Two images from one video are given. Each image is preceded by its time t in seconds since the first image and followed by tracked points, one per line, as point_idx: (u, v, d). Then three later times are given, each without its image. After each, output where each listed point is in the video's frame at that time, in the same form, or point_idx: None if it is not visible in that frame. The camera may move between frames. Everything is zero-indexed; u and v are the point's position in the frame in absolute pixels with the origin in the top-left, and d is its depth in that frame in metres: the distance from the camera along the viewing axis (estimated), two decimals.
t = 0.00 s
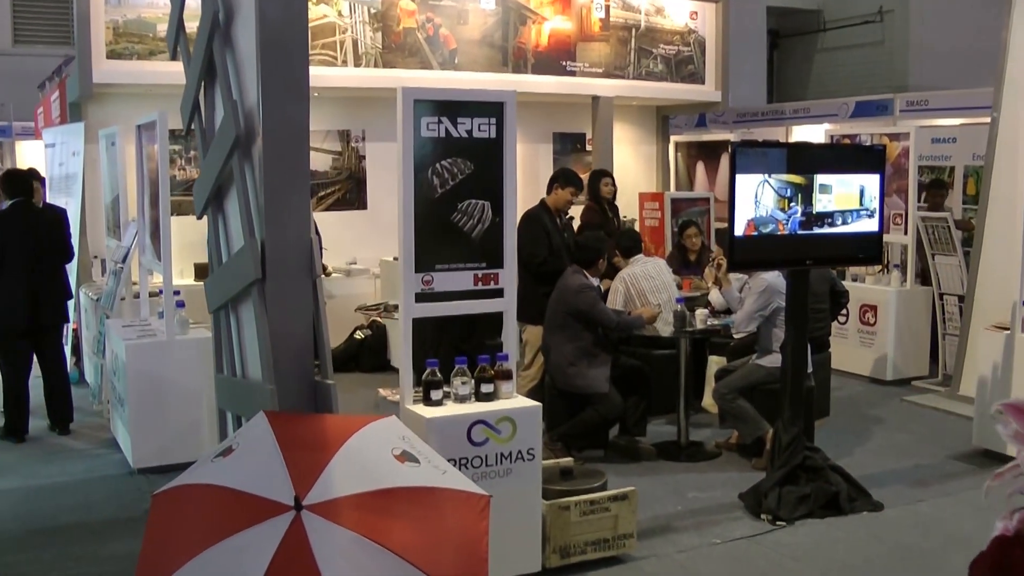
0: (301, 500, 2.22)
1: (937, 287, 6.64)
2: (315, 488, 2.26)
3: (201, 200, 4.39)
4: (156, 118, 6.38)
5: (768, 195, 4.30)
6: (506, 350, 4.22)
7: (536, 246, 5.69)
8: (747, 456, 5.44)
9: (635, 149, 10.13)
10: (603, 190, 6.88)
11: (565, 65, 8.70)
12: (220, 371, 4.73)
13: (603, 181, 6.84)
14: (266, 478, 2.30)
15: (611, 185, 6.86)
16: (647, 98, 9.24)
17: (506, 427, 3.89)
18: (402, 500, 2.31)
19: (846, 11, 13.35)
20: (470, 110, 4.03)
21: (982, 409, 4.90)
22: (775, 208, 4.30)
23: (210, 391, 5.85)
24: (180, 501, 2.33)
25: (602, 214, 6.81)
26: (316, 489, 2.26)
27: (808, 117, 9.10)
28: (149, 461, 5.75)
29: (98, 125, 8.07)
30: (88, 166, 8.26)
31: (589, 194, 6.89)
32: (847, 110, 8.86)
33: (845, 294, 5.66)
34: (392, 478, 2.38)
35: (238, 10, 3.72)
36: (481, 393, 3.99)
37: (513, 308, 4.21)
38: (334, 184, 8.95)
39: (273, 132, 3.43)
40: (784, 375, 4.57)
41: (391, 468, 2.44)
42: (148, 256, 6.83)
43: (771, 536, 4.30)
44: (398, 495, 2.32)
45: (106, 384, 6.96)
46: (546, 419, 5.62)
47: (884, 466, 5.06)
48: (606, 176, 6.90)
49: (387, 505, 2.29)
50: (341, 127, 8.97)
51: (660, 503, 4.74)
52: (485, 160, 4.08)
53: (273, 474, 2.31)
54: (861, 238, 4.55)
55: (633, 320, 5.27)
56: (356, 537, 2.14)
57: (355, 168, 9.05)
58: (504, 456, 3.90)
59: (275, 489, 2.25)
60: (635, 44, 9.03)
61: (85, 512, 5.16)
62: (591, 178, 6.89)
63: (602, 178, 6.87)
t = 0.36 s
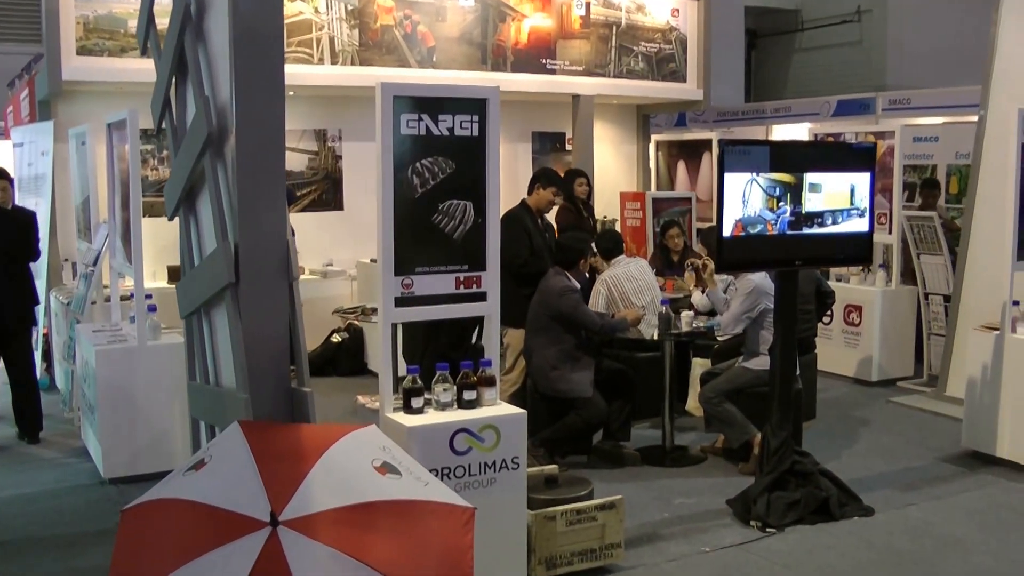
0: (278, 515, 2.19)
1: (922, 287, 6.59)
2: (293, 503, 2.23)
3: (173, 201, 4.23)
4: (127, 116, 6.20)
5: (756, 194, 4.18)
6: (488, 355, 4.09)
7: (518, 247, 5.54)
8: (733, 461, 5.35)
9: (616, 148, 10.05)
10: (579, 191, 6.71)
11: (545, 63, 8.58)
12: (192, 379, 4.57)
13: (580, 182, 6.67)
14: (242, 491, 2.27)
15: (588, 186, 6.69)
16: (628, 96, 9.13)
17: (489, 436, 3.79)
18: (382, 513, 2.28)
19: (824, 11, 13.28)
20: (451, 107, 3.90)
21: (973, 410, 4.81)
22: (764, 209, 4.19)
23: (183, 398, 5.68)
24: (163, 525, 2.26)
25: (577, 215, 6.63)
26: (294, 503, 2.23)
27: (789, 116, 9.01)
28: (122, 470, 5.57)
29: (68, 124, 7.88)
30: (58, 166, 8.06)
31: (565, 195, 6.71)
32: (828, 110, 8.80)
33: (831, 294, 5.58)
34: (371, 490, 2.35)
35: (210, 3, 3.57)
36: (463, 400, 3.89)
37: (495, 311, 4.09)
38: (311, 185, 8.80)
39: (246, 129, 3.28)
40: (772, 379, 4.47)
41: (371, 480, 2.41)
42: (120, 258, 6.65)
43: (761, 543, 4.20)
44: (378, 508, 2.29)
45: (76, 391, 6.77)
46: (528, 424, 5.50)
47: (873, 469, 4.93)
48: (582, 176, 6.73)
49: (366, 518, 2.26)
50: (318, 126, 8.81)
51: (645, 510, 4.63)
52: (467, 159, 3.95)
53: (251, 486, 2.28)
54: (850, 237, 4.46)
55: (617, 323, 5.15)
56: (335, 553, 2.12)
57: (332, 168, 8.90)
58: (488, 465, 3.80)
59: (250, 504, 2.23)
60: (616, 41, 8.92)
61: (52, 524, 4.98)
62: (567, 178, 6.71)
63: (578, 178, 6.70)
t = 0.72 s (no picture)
0: (255, 532, 2.20)
1: (907, 286, 6.54)
2: (270, 521, 2.24)
3: (145, 202, 4.07)
4: (98, 114, 6.04)
5: (745, 194, 4.10)
6: (471, 363, 4.01)
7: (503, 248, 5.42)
8: (719, 465, 5.28)
9: (596, 148, 9.96)
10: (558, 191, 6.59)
11: (525, 61, 8.47)
12: (165, 387, 4.42)
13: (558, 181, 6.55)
14: (218, 508, 2.28)
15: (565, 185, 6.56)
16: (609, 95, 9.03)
17: (473, 444, 3.72)
18: (362, 529, 2.29)
19: (799, 12, 13.22)
20: (434, 104, 3.79)
21: (961, 412, 4.75)
22: (754, 209, 4.11)
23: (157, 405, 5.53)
24: (134, 544, 2.23)
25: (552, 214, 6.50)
26: (272, 521, 2.24)
27: (769, 115, 8.95)
28: (94, 480, 5.41)
29: (37, 123, 7.68)
30: (27, 166, 7.85)
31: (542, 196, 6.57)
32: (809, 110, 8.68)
33: (818, 295, 5.51)
34: (354, 506, 2.36)
35: None
36: (446, 408, 3.81)
37: (479, 315, 3.98)
38: (287, 185, 8.66)
39: (221, 130, 3.15)
40: (761, 382, 4.40)
41: (351, 495, 2.41)
42: (91, 261, 6.48)
43: (751, 550, 4.12)
44: (360, 524, 2.30)
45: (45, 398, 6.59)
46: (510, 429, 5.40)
47: (861, 471, 4.83)
48: (560, 175, 6.60)
49: (348, 537, 2.26)
50: (293, 125, 8.66)
51: (632, 518, 4.54)
52: (450, 158, 3.84)
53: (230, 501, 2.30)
54: (841, 237, 4.39)
55: (602, 325, 5.06)
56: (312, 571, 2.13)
57: (308, 168, 8.75)
58: (471, 474, 3.73)
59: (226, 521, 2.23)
60: (596, 39, 8.83)
61: (20, 536, 4.82)
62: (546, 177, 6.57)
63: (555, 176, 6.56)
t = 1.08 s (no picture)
0: (227, 550, 2.11)
1: (892, 286, 6.48)
2: (243, 538, 2.15)
3: (115, 204, 3.91)
4: (70, 112, 5.89)
5: (732, 194, 4.01)
6: (453, 368, 3.91)
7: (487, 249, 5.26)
8: (705, 469, 5.21)
9: (577, 146, 9.87)
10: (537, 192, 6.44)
11: (506, 59, 8.37)
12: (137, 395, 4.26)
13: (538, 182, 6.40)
14: (189, 522, 2.18)
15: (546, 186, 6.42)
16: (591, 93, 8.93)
17: (456, 453, 3.65)
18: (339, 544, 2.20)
19: (779, 11, 13.15)
20: (414, 102, 3.68)
21: (950, 413, 4.67)
22: (741, 209, 4.02)
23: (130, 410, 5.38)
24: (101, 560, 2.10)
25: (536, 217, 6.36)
26: (245, 538, 2.15)
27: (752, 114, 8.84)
28: (66, 489, 5.26)
29: (8, 122, 7.50)
30: None
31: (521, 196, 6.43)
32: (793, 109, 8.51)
33: (804, 295, 5.44)
34: (331, 519, 2.26)
35: None
36: (427, 416, 3.72)
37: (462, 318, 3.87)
38: (265, 185, 8.52)
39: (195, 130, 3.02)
40: (749, 384, 4.32)
41: (326, 506, 2.31)
42: (63, 263, 6.31)
43: (740, 557, 4.03)
44: (337, 539, 2.20)
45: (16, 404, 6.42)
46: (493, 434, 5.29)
47: (849, 475, 4.74)
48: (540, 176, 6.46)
49: (325, 553, 2.17)
50: (271, 124, 8.52)
51: (619, 525, 4.45)
52: (430, 157, 3.73)
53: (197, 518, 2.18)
54: (830, 238, 4.31)
55: (587, 327, 4.97)
56: None
57: (287, 167, 8.61)
58: (454, 483, 3.65)
59: (196, 537, 2.13)
60: (578, 37, 8.74)
61: None
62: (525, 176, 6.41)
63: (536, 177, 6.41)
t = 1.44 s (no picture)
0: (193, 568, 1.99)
1: (880, 286, 6.40)
2: (211, 555, 2.03)
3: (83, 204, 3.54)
4: (41, 112, 5.74)
5: (718, 193, 3.91)
6: (431, 374, 3.81)
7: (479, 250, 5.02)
8: (691, 474, 5.11)
9: (561, 145, 9.78)
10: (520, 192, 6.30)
11: (488, 58, 8.26)
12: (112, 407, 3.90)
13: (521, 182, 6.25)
14: (152, 538, 2.06)
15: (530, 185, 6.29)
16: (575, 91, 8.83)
17: (435, 461, 3.54)
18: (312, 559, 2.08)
19: (763, 9, 13.08)
20: (389, 100, 3.57)
21: (940, 415, 4.59)
22: (729, 208, 3.93)
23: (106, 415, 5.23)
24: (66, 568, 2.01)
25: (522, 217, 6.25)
26: (212, 555, 2.03)
27: (736, 112, 8.72)
28: (40, 498, 5.12)
29: None
30: None
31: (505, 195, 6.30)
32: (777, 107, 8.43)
33: (792, 296, 5.36)
34: (305, 533, 2.14)
35: None
36: (405, 423, 3.61)
37: (440, 323, 3.76)
38: (246, 186, 8.40)
39: (160, 126, 2.69)
40: (736, 387, 4.22)
41: (299, 520, 2.19)
42: (37, 267, 6.16)
43: (728, 565, 3.94)
44: (310, 554, 2.08)
45: None
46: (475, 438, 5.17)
47: (839, 478, 4.65)
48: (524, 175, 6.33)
49: (297, 569, 2.05)
50: (251, 123, 8.38)
51: (604, 532, 4.34)
52: (407, 157, 3.61)
53: (156, 536, 2.06)
54: (817, 238, 4.22)
55: (570, 329, 4.87)
56: None
57: (267, 168, 8.48)
58: (433, 493, 3.55)
59: (161, 552, 2.01)
60: (562, 35, 8.63)
61: None
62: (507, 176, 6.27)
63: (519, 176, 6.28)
